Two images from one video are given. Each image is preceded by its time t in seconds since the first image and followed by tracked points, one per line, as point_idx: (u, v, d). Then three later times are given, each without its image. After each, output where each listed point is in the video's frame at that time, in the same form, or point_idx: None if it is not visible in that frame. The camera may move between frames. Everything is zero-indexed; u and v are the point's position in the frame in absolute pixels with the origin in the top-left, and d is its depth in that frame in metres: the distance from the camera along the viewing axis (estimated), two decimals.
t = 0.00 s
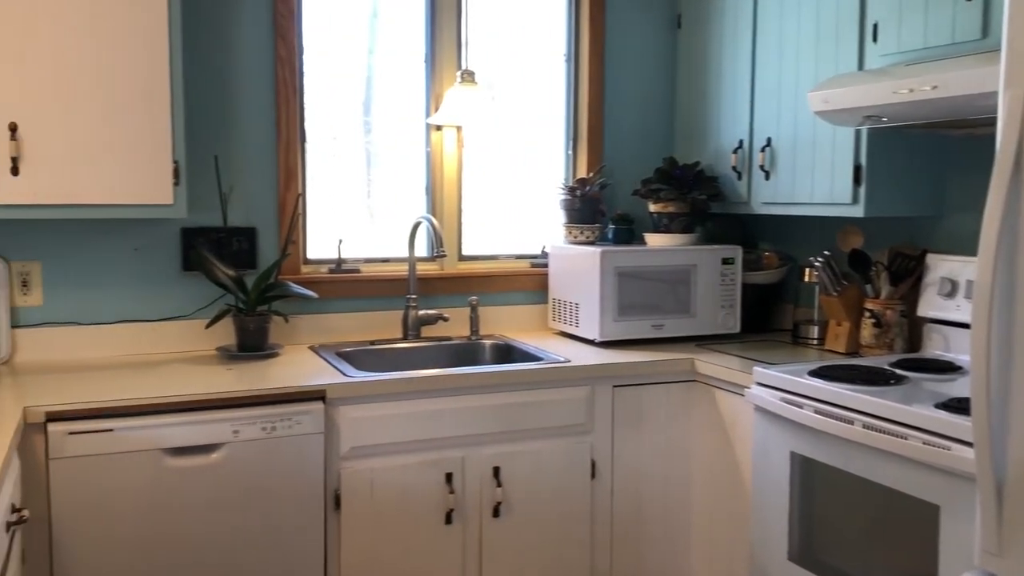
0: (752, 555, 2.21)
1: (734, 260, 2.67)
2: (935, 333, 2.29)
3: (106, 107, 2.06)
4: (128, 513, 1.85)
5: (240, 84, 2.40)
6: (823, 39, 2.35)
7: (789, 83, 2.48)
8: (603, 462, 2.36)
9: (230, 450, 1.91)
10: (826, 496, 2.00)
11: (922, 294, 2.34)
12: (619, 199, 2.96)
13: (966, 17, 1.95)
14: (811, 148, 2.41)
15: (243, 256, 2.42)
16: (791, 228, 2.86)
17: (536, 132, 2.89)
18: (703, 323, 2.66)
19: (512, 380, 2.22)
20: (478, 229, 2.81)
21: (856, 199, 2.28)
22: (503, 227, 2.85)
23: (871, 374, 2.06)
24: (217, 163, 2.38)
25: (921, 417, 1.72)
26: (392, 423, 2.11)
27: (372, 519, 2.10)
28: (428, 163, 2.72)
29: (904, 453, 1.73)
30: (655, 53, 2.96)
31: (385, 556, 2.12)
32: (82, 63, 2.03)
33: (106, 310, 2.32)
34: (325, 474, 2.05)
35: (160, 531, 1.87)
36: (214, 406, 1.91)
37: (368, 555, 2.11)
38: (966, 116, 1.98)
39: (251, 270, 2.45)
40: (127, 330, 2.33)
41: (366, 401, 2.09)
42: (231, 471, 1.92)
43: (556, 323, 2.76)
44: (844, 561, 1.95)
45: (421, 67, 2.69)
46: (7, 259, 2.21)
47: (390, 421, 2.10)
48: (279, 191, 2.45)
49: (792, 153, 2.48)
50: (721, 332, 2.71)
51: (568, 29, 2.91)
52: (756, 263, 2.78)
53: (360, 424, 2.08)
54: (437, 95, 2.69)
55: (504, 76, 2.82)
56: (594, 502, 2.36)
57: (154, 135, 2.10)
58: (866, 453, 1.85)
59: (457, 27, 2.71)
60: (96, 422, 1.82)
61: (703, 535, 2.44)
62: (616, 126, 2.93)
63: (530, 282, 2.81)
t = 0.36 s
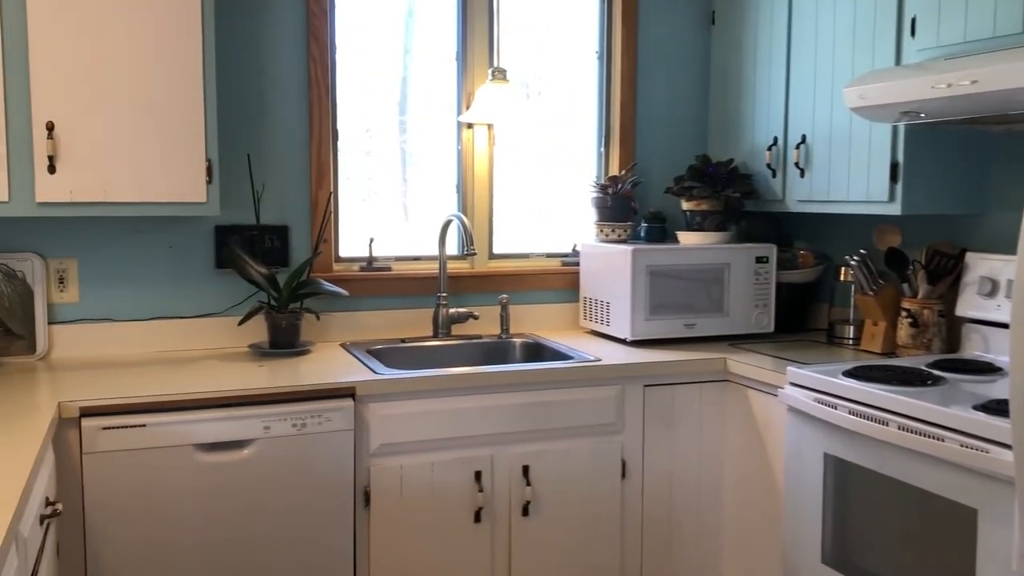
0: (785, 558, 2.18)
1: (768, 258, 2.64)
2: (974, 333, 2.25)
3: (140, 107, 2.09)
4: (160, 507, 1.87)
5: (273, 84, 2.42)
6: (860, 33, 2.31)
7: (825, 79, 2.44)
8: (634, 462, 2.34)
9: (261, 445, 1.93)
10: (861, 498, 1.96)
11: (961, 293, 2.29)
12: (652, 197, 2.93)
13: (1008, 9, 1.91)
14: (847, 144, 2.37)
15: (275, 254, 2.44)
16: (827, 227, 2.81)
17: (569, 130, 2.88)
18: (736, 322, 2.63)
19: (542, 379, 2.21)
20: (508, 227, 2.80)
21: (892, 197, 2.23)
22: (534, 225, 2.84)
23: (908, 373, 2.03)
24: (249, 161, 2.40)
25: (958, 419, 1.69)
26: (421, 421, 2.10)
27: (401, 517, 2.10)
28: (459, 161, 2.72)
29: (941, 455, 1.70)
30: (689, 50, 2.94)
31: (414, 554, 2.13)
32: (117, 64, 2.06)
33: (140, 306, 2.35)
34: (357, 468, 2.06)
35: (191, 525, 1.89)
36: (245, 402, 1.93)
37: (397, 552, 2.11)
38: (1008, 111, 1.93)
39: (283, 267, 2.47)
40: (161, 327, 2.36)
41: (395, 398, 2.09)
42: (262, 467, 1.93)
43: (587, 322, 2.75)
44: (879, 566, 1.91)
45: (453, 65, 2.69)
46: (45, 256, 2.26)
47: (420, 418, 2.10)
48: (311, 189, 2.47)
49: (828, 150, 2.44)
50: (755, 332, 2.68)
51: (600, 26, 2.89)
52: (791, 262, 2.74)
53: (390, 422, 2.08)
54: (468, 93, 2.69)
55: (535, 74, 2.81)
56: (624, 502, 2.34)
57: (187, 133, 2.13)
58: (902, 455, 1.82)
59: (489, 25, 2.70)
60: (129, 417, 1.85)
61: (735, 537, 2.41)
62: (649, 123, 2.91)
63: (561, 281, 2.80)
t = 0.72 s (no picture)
0: (804, 559, 2.13)
1: (788, 253, 2.59)
2: (1000, 329, 2.19)
3: (151, 101, 2.08)
4: (170, 502, 1.86)
5: (286, 78, 2.41)
6: (883, 22, 2.25)
7: (847, 69, 2.39)
8: (650, 460, 2.30)
9: (271, 441, 1.92)
10: (881, 498, 1.91)
11: (987, 288, 2.24)
12: (670, 191, 2.89)
13: None
14: (869, 136, 2.31)
15: (289, 249, 2.43)
16: (849, 221, 2.75)
17: (585, 124, 2.84)
18: (756, 318, 2.58)
19: (557, 375, 2.18)
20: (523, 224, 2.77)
21: (916, 190, 2.18)
22: (551, 220, 2.81)
23: (931, 370, 1.98)
24: (262, 155, 2.39)
25: (981, 417, 1.64)
26: (433, 417, 2.08)
27: (413, 514, 2.08)
28: (474, 154, 2.69)
29: (963, 455, 1.66)
30: (708, 42, 2.89)
31: (426, 551, 2.10)
32: (129, 57, 2.06)
33: (154, 301, 2.35)
34: (368, 463, 2.04)
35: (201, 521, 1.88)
36: (255, 396, 1.92)
37: (409, 550, 2.09)
38: None
39: (297, 262, 2.46)
40: (175, 321, 2.36)
41: (406, 393, 2.07)
42: (272, 463, 1.92)
43: (604, 318, 2.71)
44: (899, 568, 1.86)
45: (468, 57, 2.67)
46: (59, 250, 2.26)
47: (432, 414, 2.08)
48: (324, 183, 2.46)
49: (849, 141, 2.39)
50: (775, 329, 2.63)
51: (618, 18, 2.85)
52: (812, 257, 2.69)
53: (402, 418, 2.06)
54: (484, 86, 2.67)
55: (552, 67, 2.78)
56: (640, 501, 2.30)
57: (198, 127, 2.12)
58: (923, 454, 1.77)
59: (505, 17, 2.67)
60: (139, 412, 1.84)
61: (753, 537, 2.36)
62: (667, 117, 2.86)
63: (577, 276, 2.76)
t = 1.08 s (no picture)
0: (822, 567, 2.04)
1: (806, 249, 2.50)
2: None
3: (146, 91, 2.02)
4: (161, 506, 1.80)
5: (287, 68, 2.34)
6: (905, 8, 2.16)
7: (867, 58, 2.30)
8: (661, 463, 2.21)
9: (266, 442, 1.85)
10: (904, 506, 1.82)
11: (1013, 288, 2.12)
12: (684, 186, 2.80)
13: None
14: (890, 127, 2.22)
15: (289, 245, 2.37)
16: (868, 217, 2.66)
17: (596, 117, 2.76)
18: (771, 317, 2.50)
19: (565, 375, 2.10)
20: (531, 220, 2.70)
21: (939, 182, 2.08)
22: (560, 215, 2.73)
23: (956, 371, 1.88)
24: (262, 147, 2.33)
25: (1010, 421, 1.55)
26: (436, 418, 2.01)
27: (414, 519, 2.01)
28: (481, 148, 2.62)
29: (990, 462, 1.57)
30: (722, 32, 2.80)
31: (428, 557, 2.03)
32: (122, 46, 2.00)
33: (151, 298, 2.29)
34: (368, 466, 1.97)
35: (194, 525, 1.82)
36: (250, 396, 1.86)
37: (410, 556, 2.02)
38: None
39: (298, 258, 2.39)
40: (172, 318, 2.30)
41: (407, 394, 2.00)
42: (267, 465, 1.86)
43: (614, 317, 2.63)
44: None
45: (474, 47, 2.60)
46: (53, 245, 2.21)
47: (434, 416, 2.01)
48: (326, 177, 2.39)
49: (869, 133, 2.29)
50: (791, 328, 2.54)
51: (629, 7, 2.77)
52: (830, 253, 2.60)
53: (403, 419, 1.98)
54: (490, 77, 2.59)
55: (561, 57, 2.70)
56: (651, 506, 2.22)
57: (194, 117, 2.06)
58: (948, 460, 1.68)
59: (512, 6, 2.60)
60: (129, 412, 1.78)
61: (769, 544, 2.28)
62: (680, 109, 2.78)
63: (587, 273, 2.68)
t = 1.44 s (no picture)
0: None
1: (829, 251, 2.36)
2: None
3: (126, 86, 1.90)
4: (139, 527, 1.68)
5: (279, 60, 2.22)
6: None
7: (894, 47, 2.16)
8: (675, 479, 2.08)
9: (252, 459, 1.73)
10: (940, 528, 1.68)
11: None
12: (699, 185, 2.66)
13: None
14: (920, 121, 2.08)
15: (283, 247, 2.24)
16: (894, 216, 2.52)
17: (607, 112, 2.63)
18: (792, 322, 2.36)
19: (572, 386, 1.97)
20: (539, 220, 2.57)
21: (974, 179, 1.94)
22: (569, 216, 2.60)
23: (995, 382, 1.74)
24: (252, 143, 2.21)
25: None
26: (434, 433, 1.88)
27: (412, 539, 1.88)
28: (485, 144, 2.49)
29: None
30: (739, 22, 2.66)
31: None
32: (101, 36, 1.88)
33: (136, 303, 2.17)
34: (361, 483, 1.85)
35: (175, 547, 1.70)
36: (235, 410, 1.73)
37: None
38: None
39: (291, 261, 2.27)
40: (159, 324, 2.18)
41: (404, 406, 1.87)
42: (253, 483, 1.74)
43: (625, 322, 2.50)
44: None
45: (478, 38, 2.47)
46: (33, 247, 2.09)
47: (433, 430, 1.88)
48: (322, 175, 2.27)
49: (897, 127, 2.15)
50: (813, 334, 2.40)
51: None
52: (854, 255, 2.46)
53: (399, 433, 1.86)
54: (495, 69, 2.46)
55: (570, 49, 2.57)
56: (664, 525, 2.09)
57: (177, 111, 1.94)
58: (990, 480, 1.54)
59: None
60: (105, 427, 1.66)
61: (790, 565, 2.14)
62: (694, 104, 2.64)
63: (597, 276, 2.55)
